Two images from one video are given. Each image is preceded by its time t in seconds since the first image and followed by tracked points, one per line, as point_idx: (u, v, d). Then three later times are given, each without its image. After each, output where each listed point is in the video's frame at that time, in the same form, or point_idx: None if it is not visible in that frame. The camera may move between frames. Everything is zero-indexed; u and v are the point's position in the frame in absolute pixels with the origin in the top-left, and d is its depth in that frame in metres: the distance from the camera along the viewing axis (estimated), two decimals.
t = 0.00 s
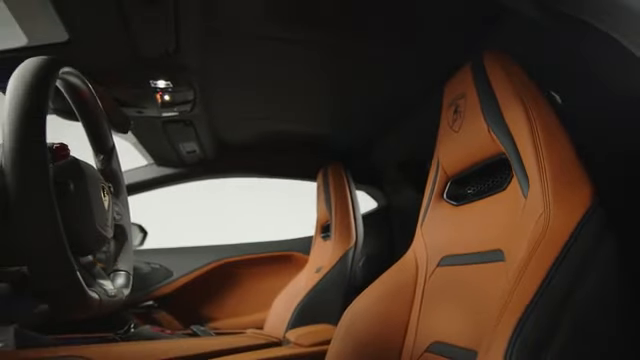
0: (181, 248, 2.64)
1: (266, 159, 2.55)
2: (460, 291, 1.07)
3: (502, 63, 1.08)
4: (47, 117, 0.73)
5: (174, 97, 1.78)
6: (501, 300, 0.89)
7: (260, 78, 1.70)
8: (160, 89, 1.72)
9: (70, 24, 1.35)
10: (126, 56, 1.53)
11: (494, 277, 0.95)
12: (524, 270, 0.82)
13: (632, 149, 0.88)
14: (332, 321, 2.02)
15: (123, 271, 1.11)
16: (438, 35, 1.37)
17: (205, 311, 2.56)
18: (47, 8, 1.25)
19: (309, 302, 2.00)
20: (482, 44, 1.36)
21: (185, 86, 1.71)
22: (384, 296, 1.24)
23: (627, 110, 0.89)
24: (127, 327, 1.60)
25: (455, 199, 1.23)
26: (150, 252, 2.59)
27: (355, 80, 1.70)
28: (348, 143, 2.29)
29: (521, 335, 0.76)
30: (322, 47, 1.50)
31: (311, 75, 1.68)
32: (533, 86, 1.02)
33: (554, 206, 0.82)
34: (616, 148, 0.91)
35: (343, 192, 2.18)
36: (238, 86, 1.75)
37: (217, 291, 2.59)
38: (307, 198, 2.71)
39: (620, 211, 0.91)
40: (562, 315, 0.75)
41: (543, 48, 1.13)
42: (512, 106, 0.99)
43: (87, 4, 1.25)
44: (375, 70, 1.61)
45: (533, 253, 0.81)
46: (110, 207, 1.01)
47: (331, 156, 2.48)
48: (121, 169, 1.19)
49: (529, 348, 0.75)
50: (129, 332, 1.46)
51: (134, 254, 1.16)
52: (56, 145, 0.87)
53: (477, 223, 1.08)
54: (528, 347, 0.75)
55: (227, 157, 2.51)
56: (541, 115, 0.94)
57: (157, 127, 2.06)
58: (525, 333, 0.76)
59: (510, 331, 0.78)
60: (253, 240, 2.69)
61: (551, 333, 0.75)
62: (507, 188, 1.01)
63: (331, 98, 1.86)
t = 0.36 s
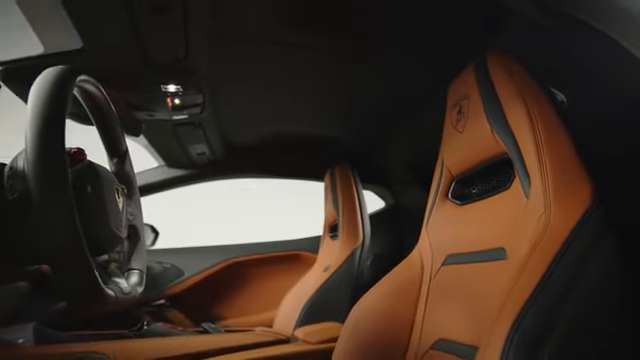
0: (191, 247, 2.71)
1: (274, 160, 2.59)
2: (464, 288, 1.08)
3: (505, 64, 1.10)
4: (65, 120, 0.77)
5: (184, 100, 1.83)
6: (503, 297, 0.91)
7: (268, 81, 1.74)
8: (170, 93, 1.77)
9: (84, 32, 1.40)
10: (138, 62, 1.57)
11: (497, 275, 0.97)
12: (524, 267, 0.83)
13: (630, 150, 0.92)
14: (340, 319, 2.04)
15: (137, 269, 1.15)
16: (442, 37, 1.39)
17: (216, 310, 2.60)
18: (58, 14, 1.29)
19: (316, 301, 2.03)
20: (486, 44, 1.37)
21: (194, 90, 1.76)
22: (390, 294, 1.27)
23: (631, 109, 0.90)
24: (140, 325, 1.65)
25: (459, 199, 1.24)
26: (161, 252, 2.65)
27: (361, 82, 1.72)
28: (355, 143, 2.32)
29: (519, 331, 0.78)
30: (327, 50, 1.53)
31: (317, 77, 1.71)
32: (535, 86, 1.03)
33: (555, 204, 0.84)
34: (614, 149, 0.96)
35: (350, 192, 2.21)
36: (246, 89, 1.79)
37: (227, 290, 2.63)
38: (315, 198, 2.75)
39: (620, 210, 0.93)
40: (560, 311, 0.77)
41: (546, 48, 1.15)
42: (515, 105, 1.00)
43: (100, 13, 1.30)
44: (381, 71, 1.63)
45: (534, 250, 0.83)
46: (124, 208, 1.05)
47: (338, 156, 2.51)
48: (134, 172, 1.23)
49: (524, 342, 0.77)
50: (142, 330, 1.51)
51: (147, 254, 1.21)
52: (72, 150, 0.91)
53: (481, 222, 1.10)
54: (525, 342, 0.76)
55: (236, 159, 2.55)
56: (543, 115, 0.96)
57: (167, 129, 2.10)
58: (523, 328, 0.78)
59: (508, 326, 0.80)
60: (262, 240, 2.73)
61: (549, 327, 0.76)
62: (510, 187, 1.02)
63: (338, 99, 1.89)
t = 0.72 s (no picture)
0: (201, 247, 2.74)
1: (282, 161, 2.64)
2: (468, 285, 1.10)
3: (507, 64, 1.12)
4: (83, 126, 0.82)
5: (193, 103, 1.87)
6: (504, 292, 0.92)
7: (275, 84, 1.78)
8: (180, 97, 1.81)
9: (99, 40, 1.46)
10: (149, 67, 1.63)
11: (499, 271, 0.99)
12: (524, 262, 0.85)
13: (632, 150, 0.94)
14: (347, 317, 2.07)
15: (149, 267, 1.19)
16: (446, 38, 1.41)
17: (226, 309, 2.65)
18: (73, 21, 1.35)
19: (324, 299, 2.06)
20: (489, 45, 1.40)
21: (204, 94, 1.80)
22: (395, 291, 1.29)
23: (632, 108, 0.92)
24: (153, 322, 1.70)
25: (464, 198, 1.26)
26: (173, 253, 2.70)
27: (367, 83, 1.75)
28: (362, 144, 2.35)
29: (517, 322, 0.78)
30: (333, 53, 1.57)
31: (323, 79, 1.74)
32: (537, 86, 1.05)
33: (555, 201, 0.86)
34: (615, 150, 0.98)
35: (357, 192, 2.24)
36: (254, 92, 1.83)
37: (237, 290, 2.68)
38: (323, 198, 2.77)
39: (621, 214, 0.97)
40: (559, 302, 0.77)
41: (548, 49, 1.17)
42: (517, 105, 1.02)
43: (113, 20, 1.35)
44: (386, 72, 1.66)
45: (534, 246, 0.85)
46: (137, 208, 1.09)
47: (345, 156, 2.53)
48: (147, 174, 1.28)
49: (524, 334, 0.76)
50: (155, 326, 1.56)
51: (159, 253, 1.26)
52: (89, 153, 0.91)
53: (484, 219, 1.12)
54: (524, 331, 0.76)
55: (245, 161, 2.59)
56: (544, 114, 0.98)
57: (178, 132, 2.15)
58: (521, 318, 0.78)
59: (506, 318, 0.80)
60: (271, 239, 2.78)
61: (546, 317, 0.77)
62: (512, 185, 1.04)
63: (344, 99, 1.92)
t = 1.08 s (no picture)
0: (210, 248, 2.78)
1: (290, 162, 2.68)
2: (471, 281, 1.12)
3: (509, 63, 1.14)
4: (101, 132, 0.86)
5: (204, 104, 1.91)
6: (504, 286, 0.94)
7: (283, 85, 1.82)
8: (190, 99, 1.86)
9: (114, 45, 1.52)
10: (161, 71, 1.68)
11: (501, 266, 1.01)
12: (523, 255, 0.87)
13: (632, 151, 0.96)
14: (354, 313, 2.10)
15: (163, 264, 1.25)
16: (450, 39, 1.44)
17: (236, 307, 2.69)
18: (90, 27, 1.41)
19: (331, 296, 2.09)
20: (492, 45, 1.42)
21: (214, 96, 1.85)
22: (400, 288, 1.31)
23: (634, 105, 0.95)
24: (165, 317, 1.75)
25: (468, 196, 1.28)
26: (185, 252, 2.75)
27: (372, 83, 1.78)
28: (370, 144, 2.37)
29: (513, 313, 0.80)
30: (340, 54, 1.60)
31: (330, 81, 1.78)
32: (538, 84, 1.07)
33: (554, 196, 0.88)
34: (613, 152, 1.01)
35: (364, 192, 2.27)
36: (263, 94, 1.88)
37: (247, 288, 2.72)
38: (330, 198, 2.80)
39: (620, 211, 0.97)
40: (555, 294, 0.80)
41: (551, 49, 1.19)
42: (518, 103, 1.04)
43: (128, 26, 1.41)
44: (391, 73, 1.69)
45: (533, 240, 0.87)
46: (151, 207, 1.14)
47: (353, 156, 2.55)
48: (159, 175, 1.33)
49: (521, 324, 0.79)
50: (168, 321, 1.61)
51: (171, 251, 1.32)
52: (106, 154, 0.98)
53: (487, 216, 1.14)
54: (521, 321, 0.79)
55: (254, 161, 2.64)
56: (545, 111, 1.00)
57: (188, 133, 2.20)
58: (517, 310, 0.80)
59: (503, 309, 0.82)
60: (280, 239, 2.83)
61: (543, 309, 0.79)
62: (515, 182, 1.06)
63: (351, 100, 1.95)
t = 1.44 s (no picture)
0: (220, 247, 2.84)
1: (297, 162, 2.72)
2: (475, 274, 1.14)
3: (511, 61, 1.16)
4: (117, 134, 0.90)
5: (213, 106, 1.97)
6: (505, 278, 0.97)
7: (290, 87, 1.86)
8: (200, 101, 1.92)
9: (126, 50, 1.58)
10: (172, 74, 1.74)
11: (504, 259, 1.03)
12: (521, 246, 0.89)
13: (632, 147, 0.98)
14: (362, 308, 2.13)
15: (175, 259, 1.30)
16: (452, 39, 1.46)
17: (246, 305, 2.73)
18: (104, 33, 1.47)
19: (339, 292, 2.12)
20: (495, 45, 1.44)
21: (223, 97, 1.90)
22: (406, 282, 1.33)
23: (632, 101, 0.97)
24: (177, 313, 1.81)
25: (472, 192, 1.30)
26: (196, 251, 2.80)
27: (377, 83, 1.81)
28: (376, 143, 2.40)
29: (511, 302, 0.83)
30: (344, 55, 1.64)
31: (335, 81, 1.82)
32: (539, 81, 1.09)
33: (553, 189, 0.90)
34: (616, 149, 1.01)
35: (371, 190, 2.31)
36: (270, 95, 1.92)
37: (256, 286, 2.76)
38: (338, 197, 2.84)
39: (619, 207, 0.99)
40: (553, 282, 0.82)
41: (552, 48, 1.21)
42: (519, 99, 1.06)
43: (140, 32, 1.46)
44: (396, 73, 1.72)
45: (532, 232, 0.89)
46: (164, 205, 1.19)
47: (359, 156, 2.59)
48: (172, 174, 1.38)
49: (518, 312, 0.81)
50: (181, 316, 1.67)
51: (183, 248, 1.37)
52: (123, 153, 1.04)
53: (490, 211, 1.16)
54: (518, 308, 0.82)
55: (262, 161, 2.68)
56: (545, 107, 1.02)
57: (198, 134, 2.25)
58: (514, 299, 0.82)
59: (501, 297, 0.84)
60: (289, 238, 2.87)
61: (540, 298, 0.82)
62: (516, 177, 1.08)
63: (356, 100, 1.98)
